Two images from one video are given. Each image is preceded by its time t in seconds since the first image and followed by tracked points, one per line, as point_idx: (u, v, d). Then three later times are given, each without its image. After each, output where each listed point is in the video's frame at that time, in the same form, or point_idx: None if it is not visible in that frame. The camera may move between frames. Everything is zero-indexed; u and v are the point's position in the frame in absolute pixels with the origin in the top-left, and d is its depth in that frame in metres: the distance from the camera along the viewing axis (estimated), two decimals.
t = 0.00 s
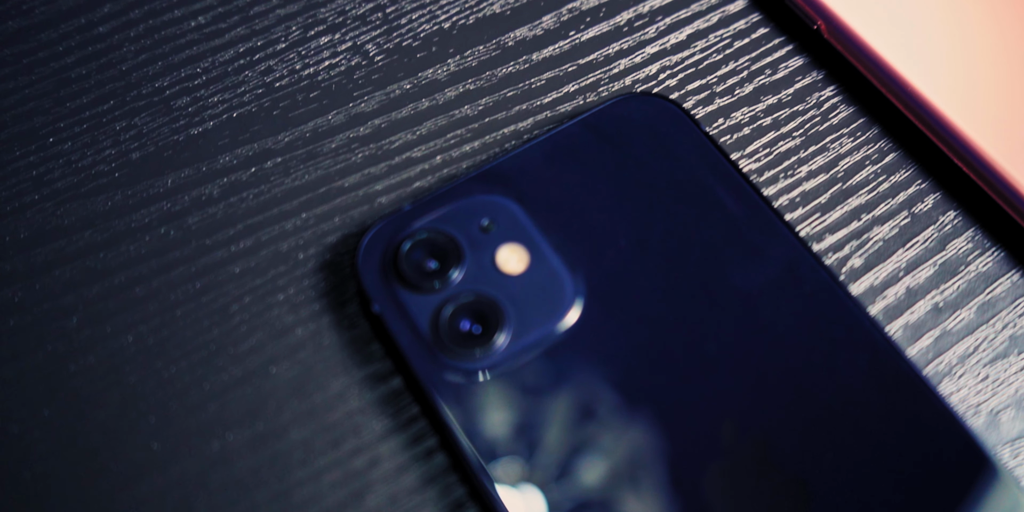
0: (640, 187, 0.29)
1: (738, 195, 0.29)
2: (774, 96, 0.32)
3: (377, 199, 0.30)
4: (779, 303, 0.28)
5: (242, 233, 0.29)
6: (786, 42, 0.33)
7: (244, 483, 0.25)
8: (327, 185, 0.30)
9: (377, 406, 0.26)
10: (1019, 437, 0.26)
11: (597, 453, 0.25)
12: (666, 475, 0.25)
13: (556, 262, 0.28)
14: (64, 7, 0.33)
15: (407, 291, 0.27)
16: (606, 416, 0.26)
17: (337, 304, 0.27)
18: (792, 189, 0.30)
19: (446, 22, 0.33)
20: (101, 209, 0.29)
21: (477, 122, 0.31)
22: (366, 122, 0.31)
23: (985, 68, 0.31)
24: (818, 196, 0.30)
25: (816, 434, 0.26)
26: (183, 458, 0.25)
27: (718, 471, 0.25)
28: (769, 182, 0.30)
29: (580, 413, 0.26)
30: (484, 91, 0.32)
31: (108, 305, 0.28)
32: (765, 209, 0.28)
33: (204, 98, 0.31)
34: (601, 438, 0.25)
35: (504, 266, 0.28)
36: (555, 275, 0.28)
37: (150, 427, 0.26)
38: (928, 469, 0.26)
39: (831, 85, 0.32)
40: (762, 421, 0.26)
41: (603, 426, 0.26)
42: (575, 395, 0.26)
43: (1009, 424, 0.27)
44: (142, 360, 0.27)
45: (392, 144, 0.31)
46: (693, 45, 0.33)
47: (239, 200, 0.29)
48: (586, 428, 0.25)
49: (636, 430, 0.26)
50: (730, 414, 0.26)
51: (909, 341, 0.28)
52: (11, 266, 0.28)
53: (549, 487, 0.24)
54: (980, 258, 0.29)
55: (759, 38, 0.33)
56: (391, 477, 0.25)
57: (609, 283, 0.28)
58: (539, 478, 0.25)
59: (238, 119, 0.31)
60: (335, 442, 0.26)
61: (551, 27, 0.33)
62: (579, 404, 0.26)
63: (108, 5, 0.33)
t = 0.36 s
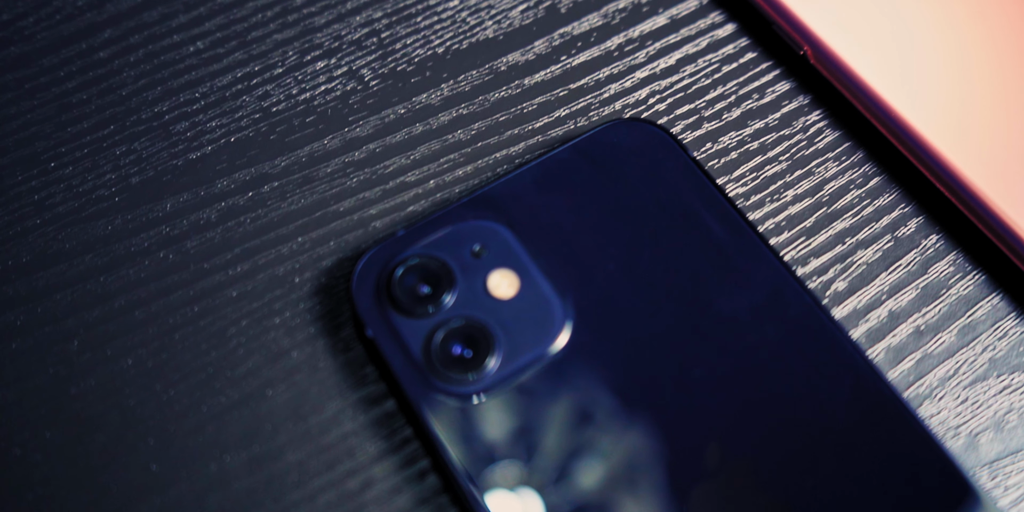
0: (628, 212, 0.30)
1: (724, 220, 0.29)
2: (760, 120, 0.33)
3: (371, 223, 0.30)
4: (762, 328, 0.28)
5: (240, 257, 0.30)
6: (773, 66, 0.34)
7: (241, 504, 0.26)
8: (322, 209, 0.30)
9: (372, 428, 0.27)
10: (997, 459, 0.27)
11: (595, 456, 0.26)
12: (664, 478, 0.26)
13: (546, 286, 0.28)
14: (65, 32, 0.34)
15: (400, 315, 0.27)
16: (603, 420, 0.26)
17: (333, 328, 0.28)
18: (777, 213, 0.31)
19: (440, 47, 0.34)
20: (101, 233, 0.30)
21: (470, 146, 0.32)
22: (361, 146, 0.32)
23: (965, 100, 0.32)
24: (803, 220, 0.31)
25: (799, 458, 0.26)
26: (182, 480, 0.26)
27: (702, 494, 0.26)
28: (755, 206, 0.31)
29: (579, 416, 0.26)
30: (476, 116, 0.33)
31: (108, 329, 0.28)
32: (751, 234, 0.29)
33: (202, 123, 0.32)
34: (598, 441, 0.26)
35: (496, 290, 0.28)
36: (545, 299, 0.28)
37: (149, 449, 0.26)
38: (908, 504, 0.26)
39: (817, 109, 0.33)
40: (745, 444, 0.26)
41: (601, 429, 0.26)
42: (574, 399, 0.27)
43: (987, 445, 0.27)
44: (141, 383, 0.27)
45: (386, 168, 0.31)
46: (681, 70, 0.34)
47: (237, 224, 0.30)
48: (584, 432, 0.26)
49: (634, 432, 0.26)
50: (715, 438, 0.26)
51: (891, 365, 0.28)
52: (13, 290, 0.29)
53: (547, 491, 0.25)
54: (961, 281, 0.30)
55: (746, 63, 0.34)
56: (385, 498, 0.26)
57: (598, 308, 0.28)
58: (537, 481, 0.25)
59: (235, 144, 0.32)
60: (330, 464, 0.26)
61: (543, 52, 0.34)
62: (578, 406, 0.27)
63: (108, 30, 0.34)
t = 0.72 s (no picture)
0: (615, 236, 0.30)
1: (708, 244, 0.30)
2: (746, 144, 0.33)
3: (363, 246, 0.31)
4: (745, 351, 0.28)
5: (235, 280, 0.30)
6: (759, 90, 0.34)
7: None
8: (316, 232, 0.31)
9: (363, 450, 0.27)
10: (974, 479, 0.28)
11: (591, 459, 0.27)
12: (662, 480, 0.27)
13: (534, 310, 0.29)
14: (64, 56, 0.35)
15: (391, 339, 0.28)
16: (600, 422, 0.27)
17: (325, 351, 0.29)
18: (762, 236, 0.31)
19: (432, 71, 0.35)
20: (99, 256, 0.31)
21: (461, 169, 0.32)
22: (354, 170, 0.32)
23: (950, 124, 0.32)
24: (787, 243, 0.31)
25: (780, 480, 0.27)
26: (177, 500, 0.27)
27: None
28: (741, 229, 0.31)
29: (576, 419, 0.27)
30: (467, 140, 0.33)
31: (106, 351, 0.29)
32: (736, 258, 0.29)
33: (198, 146, 0.33)
34: (595, 442, 0.27)
35: (485, 314, 0.29)
36: (533, 323, 0.29)
37: (145, 470, 0.27)
38: None
39: (801, 133, 0.33)
40: (728, 464, 0.27)
41: (597, 431, 0.27)
42: (571, 402, 0.28)
43: (964, 466, 0.28)
44: (137, 404, 0.28)
45: (379, 192, 0.32)
46: (669, 93, 0.34)
47: (232, 247, 0.31)
48: (582, 434, 0.27)
49: (632, 436, 0.27)
50: (698, 460, 0.27)
51: (871, 386, 0.29)
52: (13, 313, 0.30)
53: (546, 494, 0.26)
54: (942, 304, 0.30)
55: (733, 86, 0.34)
56: None
57: (584, 331, 0.29)
58: (536, 484, 0.26)
59: (230, 167, 0.32)
60: (322, 485, 0.27)
61: (533, 76, 0.35)
62: (575, 409, 0.27)
63: (106, 54, 0.35)
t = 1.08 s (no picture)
0: (602, 257, 0.31)
1: (693, 265, 0.30)
2: (731, 165, 0.34)
3: (355, 266, 0.31)
4: (728, 372, 0.29)
5: (229, 299, 0.31)
6: (745, 111, 0.35)
7: None
8: (308, 252, 0.32)
9: (354, 469, 0.28)
10: (952, 497, 0.28)
11: (588, 461, 0.28)
12: (658, 483, 0.27)
13: (521, 330, 0.30)
14: (62, 78, 0.35)
15: (381, 359, 0.28)
16: (596, 425, 0.28)
17: (317, 371, 0.29)
18: (746, 256, 0.32)
19: (423, 91, 0.35)
20: (96, 276, 0.31)
21: (452, 190, 0.33)
22: (346, 191, 0.33)
23: (932, 148, 0.33)
24: (771, 263, 0.32)
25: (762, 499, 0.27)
26: None
27: None
28: (726, 249, 0.32)
29: (573, 423, 0.28)
30: (458, 160, 0.34)
31: (102, 370, 0.29)
32: (720, 279, 0.30)
33: (193, 167, 0.33)
34: (592, 445, 0.28)
35: (473, 334, 0.30)
36: (520, 344, 0.29)
37: (140, 488, 0.28)
38: None
39: (786, 153, 0.34)
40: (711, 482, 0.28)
41: (593, 435, 0.28)
42: (567, 407, 0.28)
43: (943, 485, 0.28)
44: (133, 423, 0.29)
45: (371, 212, 0.32)
46: (656, 114, 0.35)
47: (226, 267, 0.31)
48: (579, 437, 0.28)
49: (629, 439, 0.28)
50: (682, 478, 0.28)
51: (852, 406, 0.29)
52: (11, 332, 0.30)
53: (544, 496, 0.27)
54: (922, 324, 0.31)
55: (719, 107, 0.35)
56: None
57: (572, 351, 0.29)
58: (534, 487, 0.27)
59: (225, 188, 0.33)
60: (314, 503, 0.28)
61: (523, 97, 0.35)
62: (572, 414, 0.28)
63: (103, 75, 0.35)
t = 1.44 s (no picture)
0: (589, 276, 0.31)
1: (678, 285, 0.31)
2: (717, 184, 0.34)
3: (346, 285, 0.32)
4: (712, 391, 0.29)
5: (222, 318, 0.31)
6: (732, 130, 0.35)
7: None
8: (300, 271, 0.32)
9: (344, 487, 0.28)
10: None
11: (586, 465, 0.28)
12: (655, 485, 0.28)
13: (509, 350, 0.30)
14: (58, 97, 0.36)
15: (371, 378, 0.29)
16: (594, 430, 0.29)
17: (309, 389, 0.30)
18: (731, 275, 0.32)
19: (414, 111, 0.36)
20: (91, 295, 0.32)
21: (442, 209, 0.33)
22: (338, 210, 0.33)
23: (917, 168, 0.33)
24: (756, 282, 0.32)
25: None
26: None
27: None
28: (711, 268, 0.33)
29: (570, 427, 0.29)
30: (448, 180, 0.34)
31: (97, 388, 0.30)
32: (704, 298, 0.30)
33: (187, 187, 0.34)
34: (590, 450, 0.28)
35: (461, 354, 0.30)
36: (508, 364, 0.30)
37: (133, 505, 0.28)
38: None
39: (771, 173, 0.35)
40: (695, 499, 0.28)
41: (591, 440, 0.29)
42: (566, 411, 0.29)
43: (923, 502, 0.29)
44: (127, 441, 0.29)
45: (362, 231, 0.33)
46: (644, 134, 0.35)
47: (219, 286, 0.32)
48: (578, 442, 0.29)
49: (626, 442, 0.29)
50: (667, 494, 0.28)
51: (834, 423, 0.30)
52: (7, 351, 0.31)
53: (542, 499, 0.28)
54: (904, 342, 0.31)
55: (706, 127, 0.36)
56: None
57: (559, 369, 0.30)
58: (531, 490, 0.28)
59: (218, 207, 0.33)
60: None
61: (512, 116, 0.36)
62: (570, 418, 0.29)
63: (100, 95, 0.36)
